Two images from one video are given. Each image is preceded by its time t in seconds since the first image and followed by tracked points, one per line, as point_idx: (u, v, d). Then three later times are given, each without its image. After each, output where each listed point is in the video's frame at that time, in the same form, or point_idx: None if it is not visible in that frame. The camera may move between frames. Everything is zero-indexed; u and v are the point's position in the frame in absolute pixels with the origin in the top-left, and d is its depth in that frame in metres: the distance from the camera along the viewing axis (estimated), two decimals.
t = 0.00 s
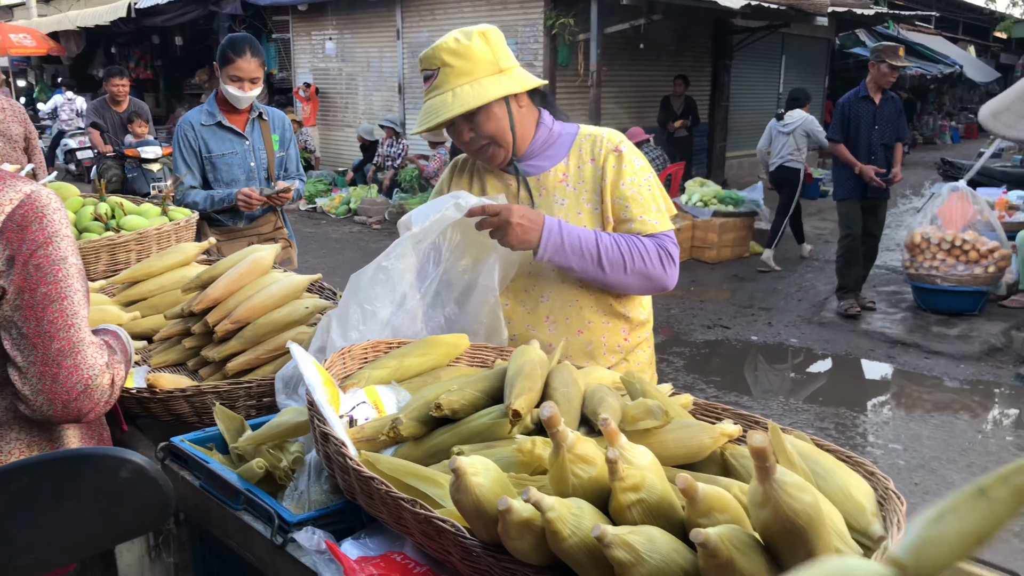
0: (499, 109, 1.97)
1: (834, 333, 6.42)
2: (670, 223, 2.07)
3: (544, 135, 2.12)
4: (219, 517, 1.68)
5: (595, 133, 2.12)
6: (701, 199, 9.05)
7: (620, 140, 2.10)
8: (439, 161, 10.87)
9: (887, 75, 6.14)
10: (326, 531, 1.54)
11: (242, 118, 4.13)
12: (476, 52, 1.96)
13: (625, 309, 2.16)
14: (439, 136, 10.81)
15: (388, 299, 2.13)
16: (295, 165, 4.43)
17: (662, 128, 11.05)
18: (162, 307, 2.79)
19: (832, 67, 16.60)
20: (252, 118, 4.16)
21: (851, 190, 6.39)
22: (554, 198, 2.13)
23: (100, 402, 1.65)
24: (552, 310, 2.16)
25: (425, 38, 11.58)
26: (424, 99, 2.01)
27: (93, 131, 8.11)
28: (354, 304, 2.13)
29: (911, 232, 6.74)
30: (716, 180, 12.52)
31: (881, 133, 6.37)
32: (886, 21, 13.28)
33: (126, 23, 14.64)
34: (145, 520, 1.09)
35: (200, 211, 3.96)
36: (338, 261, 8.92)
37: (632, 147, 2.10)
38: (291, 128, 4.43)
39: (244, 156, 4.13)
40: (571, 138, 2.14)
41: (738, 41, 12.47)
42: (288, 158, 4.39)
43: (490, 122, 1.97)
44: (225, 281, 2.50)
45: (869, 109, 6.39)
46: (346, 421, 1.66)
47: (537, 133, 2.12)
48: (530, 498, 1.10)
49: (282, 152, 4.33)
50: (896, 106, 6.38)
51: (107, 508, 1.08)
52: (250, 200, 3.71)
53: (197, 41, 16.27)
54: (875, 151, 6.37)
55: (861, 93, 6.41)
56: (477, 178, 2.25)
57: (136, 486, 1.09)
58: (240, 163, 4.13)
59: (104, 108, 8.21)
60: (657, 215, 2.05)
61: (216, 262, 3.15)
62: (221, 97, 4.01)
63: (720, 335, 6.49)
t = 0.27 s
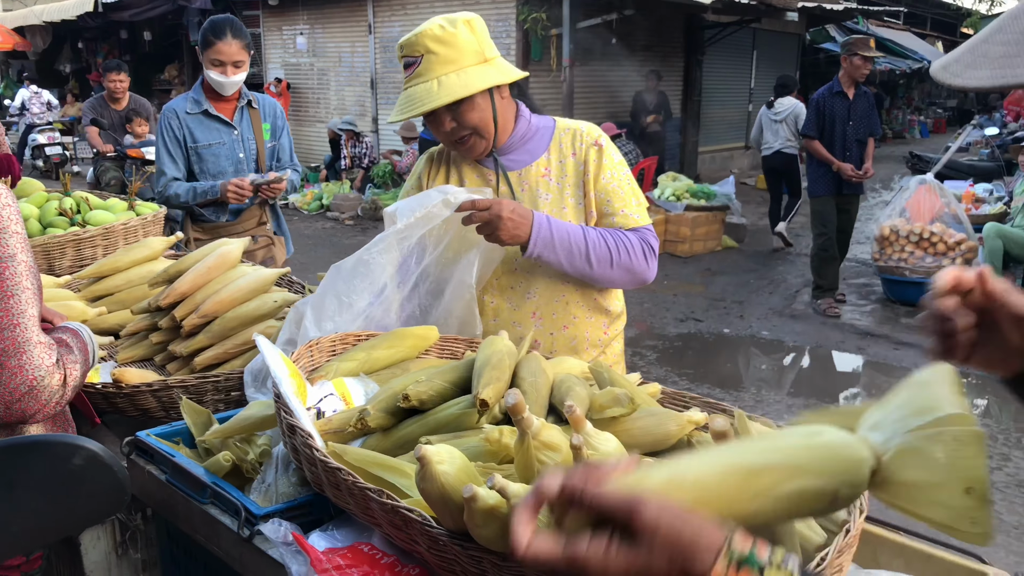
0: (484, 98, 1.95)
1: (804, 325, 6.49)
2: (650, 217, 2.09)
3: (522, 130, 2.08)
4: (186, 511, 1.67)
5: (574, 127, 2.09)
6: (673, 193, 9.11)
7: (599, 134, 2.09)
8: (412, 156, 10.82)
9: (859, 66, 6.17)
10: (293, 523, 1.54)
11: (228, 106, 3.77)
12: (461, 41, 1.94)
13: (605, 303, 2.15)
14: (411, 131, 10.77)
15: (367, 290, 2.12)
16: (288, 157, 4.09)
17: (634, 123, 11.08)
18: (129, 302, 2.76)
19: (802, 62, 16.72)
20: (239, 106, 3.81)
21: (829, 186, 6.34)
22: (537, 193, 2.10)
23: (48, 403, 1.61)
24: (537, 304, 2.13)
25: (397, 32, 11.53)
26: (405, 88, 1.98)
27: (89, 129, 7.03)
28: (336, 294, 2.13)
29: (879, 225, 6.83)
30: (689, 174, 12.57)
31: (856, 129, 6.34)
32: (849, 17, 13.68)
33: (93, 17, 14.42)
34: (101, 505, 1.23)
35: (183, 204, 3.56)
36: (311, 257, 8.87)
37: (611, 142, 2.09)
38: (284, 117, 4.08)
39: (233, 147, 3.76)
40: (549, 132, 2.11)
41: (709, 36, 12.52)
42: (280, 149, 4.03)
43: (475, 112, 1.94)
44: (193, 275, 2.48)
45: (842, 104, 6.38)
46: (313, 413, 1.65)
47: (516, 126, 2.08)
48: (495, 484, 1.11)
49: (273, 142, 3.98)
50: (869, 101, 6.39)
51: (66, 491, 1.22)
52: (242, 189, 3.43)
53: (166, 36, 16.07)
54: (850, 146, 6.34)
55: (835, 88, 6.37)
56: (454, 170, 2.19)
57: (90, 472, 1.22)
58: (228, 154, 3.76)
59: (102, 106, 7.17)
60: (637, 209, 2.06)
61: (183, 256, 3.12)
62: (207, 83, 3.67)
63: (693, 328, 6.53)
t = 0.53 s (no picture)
0: (485, 84, 1.96)
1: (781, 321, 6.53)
2: (625, 220, 2.10)
3: (505, 125, 2.07)
4: (158, 507, 1.66)
5: (554, 126, 2.10)
6: (651, 191, 9.16)
7: (578, 134, 2.10)
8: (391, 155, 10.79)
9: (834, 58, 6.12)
10: (266, 517, 1.53)
11: (231, 108, 3.68)
12: (471, 28, 1.95)
13: (581, 299, 2.16)
14: (389, 130, 10.74)
15: (341, 288, 2.09)
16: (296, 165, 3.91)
17: (612, 121, 11.11)
18: (102, 300, 2.74)
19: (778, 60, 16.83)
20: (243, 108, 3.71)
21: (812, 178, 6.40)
22: (516, 189, 2.09)
23: (16, 399, 1.60)
24: (513, 300, 2.14)
25: (375, 31, 11.49)
26: (406, 65, 1.95)
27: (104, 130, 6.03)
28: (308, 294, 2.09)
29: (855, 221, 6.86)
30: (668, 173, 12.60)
31: (834, 123, 6.31)
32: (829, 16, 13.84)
33: (67, 16, 14.25)
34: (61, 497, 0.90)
35: (181, 210, 3.54)
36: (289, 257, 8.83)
37: (590, 142, 2.10)
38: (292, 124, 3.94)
39: (231, 150, 3.66)
40: (530, 129, 2.10)
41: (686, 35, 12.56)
42: (285, 155, 3.87)
43: (477, 96, 1.94)
44: (166, 272, 2.47)
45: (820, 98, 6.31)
46: (286, 408, 1.65)
47: (500, 121, 2.08)
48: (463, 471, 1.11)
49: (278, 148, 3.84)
50: (844, 93, 6.36)
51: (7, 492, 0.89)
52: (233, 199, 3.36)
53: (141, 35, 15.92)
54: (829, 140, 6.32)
55: (811, 82, 6.31)
56: (432, 163, 2.17)
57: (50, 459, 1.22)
58: (225, 157, 3.66)
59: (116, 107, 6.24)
60: (613, 211, 2.08)
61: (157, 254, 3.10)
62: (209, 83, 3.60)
63: (671, 325, 6.56)
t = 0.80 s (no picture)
0: (483, 74, 1.99)
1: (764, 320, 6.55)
2: (599, 226, 2.07)
3: (488, 123, 2.07)
4: (137, 509, 1.65)
5: (534, 126, 2.08)
6: (634, 192, 9.19)
7: (558, 136, 2.07)
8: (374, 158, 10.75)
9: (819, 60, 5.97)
10: (246, 516, 1.53)
11: (251, 103, 3.30)
12: (480, 21, 1.97)
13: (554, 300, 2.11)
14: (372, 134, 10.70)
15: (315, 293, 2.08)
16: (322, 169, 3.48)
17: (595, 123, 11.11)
18: (81, 303, 2.71)
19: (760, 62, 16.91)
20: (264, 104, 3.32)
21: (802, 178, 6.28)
22: (489, 189, 2.08)
23: None
24: (481, 299, 2.09)
25: (357, 34, 11.46)
26: (412, 43, 1.93)
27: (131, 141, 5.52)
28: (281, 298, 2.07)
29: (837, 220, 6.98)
30: (651, 174, 12.61)
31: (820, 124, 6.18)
32: (813, 18, 14.23)
33: (45, 21, 14.12)
34: (33, 488, 1.01)
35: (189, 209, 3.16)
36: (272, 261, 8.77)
37: (569, 144, 2.07)
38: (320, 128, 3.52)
39: (247, 149, 3.27)
40: (510, 129, 2.09)
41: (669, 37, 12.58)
42: (310, 159, 3.45)
43: (475, 84, 1.96)
44: (145, 274, 2.45)
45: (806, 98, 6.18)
46: (265, 407, 1.64)
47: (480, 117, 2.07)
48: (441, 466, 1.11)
49: (301, 151, 3.42)
50: (829, 93, 6.22)
51: None
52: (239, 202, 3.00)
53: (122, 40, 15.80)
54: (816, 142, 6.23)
55: (798, 83, 6.17)
56: (413, 159, 2.18)
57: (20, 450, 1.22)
58: (241, 157, 3.27)
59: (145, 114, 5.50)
60: (587, 217, 2.05)
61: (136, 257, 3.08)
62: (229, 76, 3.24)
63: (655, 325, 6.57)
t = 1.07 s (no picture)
0: (472, 74, 1.97)
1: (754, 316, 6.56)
2: (588, 220, 2.05)
3: (477, 117, 2.07)
4: (124, 507, 1.63)
5: (523, 120, 2.07)
6: (623, 190, 9.20)
7: (546, 129, 2.05)
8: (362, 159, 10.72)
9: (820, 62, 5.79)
10: (236, 514, 1.52)
11: (260, 97, 3.12)
12: (470, 17, 1.94)
13: (541, 295, 2.09)
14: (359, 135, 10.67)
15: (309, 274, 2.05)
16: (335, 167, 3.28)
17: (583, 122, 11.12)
18: (67, 303, 2.70)
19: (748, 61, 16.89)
20: (275, 99, 3.14)
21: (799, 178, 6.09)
22: (477, 180, 2.08)
23: None
24: (469, 294, 2.08)
25: (345, 35, 11.44)
26: (401, 39, 1.90)
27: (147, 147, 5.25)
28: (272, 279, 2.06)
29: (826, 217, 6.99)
30: (640, 173, 12.62)
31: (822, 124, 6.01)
32: (800, 16, 14.28)
33: (31, 22, 14.04)
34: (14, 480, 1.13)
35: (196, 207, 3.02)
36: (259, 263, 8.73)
37: (558, 137, 2.05)
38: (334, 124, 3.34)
39: (255, 145, 3.10)
40: (499, 123, 2.08)
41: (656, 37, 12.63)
42: (321, 156, 3.25)
43: (464, 82, 1.94)
44: (132, 273, 2.44)
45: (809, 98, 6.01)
46: (253, 403, 1.63)
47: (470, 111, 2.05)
48: (429, 457, 1.11)
49: (312, 148, 3.23)
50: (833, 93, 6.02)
51: None
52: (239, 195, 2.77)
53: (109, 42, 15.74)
54: (818, 142, 6.01)
55: (801, 81, 5.99)
56: (401, 153, 2.18)
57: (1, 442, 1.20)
58: (249, 154, 3.11)
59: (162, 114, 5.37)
60: (575, 211, 2.02)
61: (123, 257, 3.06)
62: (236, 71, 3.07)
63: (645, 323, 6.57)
